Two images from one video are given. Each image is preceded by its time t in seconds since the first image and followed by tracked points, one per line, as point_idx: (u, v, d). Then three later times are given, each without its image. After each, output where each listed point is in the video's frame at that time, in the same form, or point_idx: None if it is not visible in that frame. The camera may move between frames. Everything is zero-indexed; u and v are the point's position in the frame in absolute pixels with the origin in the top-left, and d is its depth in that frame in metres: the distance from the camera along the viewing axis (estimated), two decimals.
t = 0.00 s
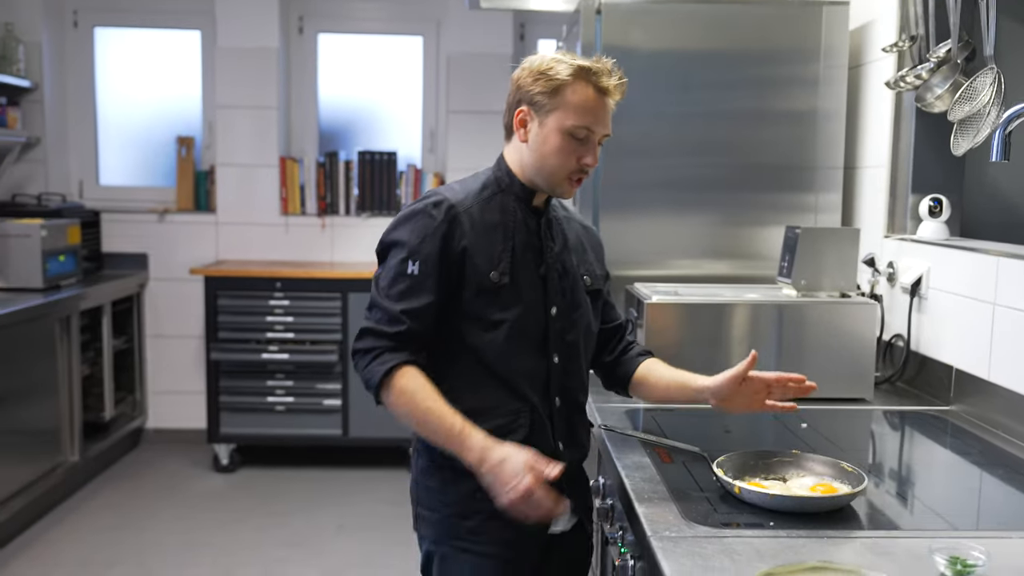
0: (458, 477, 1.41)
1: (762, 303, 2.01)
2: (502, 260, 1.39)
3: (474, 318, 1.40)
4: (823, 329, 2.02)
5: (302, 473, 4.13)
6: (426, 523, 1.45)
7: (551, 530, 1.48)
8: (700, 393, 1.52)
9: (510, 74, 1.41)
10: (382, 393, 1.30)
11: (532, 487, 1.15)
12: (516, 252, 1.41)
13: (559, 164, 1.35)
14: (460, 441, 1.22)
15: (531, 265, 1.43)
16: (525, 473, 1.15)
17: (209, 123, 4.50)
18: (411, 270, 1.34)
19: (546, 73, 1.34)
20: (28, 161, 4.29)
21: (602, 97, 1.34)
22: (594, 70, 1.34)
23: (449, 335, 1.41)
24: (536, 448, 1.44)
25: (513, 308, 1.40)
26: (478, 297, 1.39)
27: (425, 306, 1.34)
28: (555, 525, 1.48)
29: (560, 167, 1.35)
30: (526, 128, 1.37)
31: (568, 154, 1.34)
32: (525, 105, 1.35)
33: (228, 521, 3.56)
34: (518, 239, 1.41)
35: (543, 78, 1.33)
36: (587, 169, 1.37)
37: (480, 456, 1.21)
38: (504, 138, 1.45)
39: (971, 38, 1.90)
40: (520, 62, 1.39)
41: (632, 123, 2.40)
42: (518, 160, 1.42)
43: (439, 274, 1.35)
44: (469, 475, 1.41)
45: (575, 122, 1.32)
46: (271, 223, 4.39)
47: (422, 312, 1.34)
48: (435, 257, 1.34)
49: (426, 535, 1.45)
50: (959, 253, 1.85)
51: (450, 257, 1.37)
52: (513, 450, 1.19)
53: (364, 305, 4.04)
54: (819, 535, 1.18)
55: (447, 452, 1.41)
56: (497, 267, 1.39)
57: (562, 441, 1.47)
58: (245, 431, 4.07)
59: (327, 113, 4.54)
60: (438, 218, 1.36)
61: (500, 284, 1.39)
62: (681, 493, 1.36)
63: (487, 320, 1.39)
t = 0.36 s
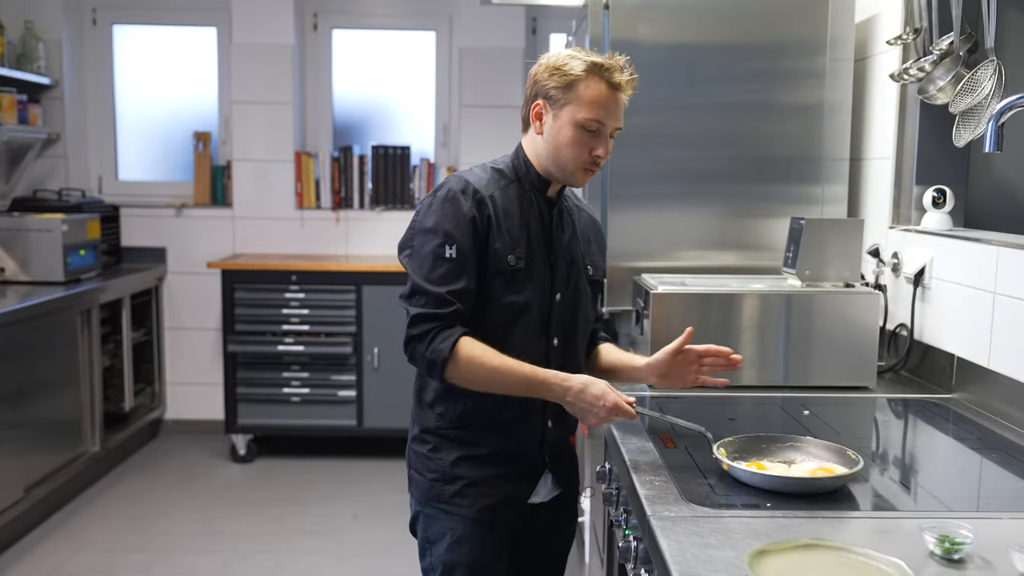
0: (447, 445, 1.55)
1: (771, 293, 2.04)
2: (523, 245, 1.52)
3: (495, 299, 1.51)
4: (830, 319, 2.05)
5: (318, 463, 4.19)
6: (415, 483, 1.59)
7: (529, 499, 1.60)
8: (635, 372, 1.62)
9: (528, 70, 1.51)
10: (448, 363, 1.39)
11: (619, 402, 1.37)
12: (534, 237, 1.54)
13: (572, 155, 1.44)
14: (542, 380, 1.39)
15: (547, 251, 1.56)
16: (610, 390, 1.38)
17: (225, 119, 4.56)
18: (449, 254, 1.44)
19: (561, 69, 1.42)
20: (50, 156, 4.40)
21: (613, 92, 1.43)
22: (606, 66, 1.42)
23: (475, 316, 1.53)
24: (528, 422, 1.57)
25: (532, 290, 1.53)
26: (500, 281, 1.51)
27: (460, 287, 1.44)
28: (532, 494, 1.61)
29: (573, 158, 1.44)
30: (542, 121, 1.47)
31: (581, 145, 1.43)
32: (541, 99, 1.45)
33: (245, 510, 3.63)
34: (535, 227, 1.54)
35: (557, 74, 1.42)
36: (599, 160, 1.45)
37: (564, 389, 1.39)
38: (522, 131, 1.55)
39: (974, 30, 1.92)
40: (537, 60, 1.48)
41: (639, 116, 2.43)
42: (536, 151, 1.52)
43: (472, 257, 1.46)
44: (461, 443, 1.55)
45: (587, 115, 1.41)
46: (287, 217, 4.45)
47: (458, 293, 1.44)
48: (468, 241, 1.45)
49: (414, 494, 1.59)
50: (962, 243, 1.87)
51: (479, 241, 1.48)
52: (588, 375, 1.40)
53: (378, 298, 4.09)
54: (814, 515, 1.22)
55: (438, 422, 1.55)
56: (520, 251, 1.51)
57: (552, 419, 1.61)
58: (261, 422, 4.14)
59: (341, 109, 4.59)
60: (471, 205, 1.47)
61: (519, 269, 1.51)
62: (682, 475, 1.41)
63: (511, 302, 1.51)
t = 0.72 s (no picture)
0: (447, 446, 1.56)
1: (769, 293, 2.07)
2: (521, 250, 1.54)
3: (492, 302, 1.54)
4: (827, 318, 2.08)
5: (318, 458, 4.22)
6: (411, 482, 1.59)
7: (521, 495, 1.65)
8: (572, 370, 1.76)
9: (531, 72, 1.53)
10: (441, 361, 1.43)
11: (603, 395, 1.42)
12: (529, 241, 1.56)
13: (571, 159, 1.47)
14: (530, 374, 1.44)
15: (540, 255, 1.59)
16: (594, 384, 1.42)
17: (229, 115, 4.59)
18: (445, 257, 1.45)
19: (563, 74, 1.44)
20: (55, 151, 4.43)
21: (614, 98, 1.45)
22: (609, 73, 1.45)
23: (471, 316, 1.55)
24: (526, 421, 1.61)
25: (525, 293, 1.56)
26: (500, 285, 1.53)
27: (457, 290, 1.47)
28: (525, 489, 1.65)
29: (572, 161, 1.47)
30: (542, 124, 1.49)
31: (580, 149, 1.46)
32: (543, 102, 1.47)
33: (246, 504, 3.65)
34: (530, 232, 1.57)
35: (560, 78, 1.44)
36: (597, 164, 1.49)
37: (551, 382, 1.44)
38: (521, 130, 1.57)
39: (971, 34, 1.94)
40: (539, 62, 1.50)
41: (640, 116, 2.46)
42: (534, 152, 1.54)
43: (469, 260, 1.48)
44: (460, 444, 1.56)
45: (587, 120, 1.44)
46: (289, 214, 4.48)
47: (455, 296, 1.46)
48: (467, 245, 1.47)
49: (410, 493, 1.59)
50: (958, 244, 1.89)
51: (479, 244, 1.50)
52: (574, 369, 1.45)
53: (380, 295, 4.12)
54: (805, 511, 1.24)
55: (438, 423, 1.56)
56: (516, 256, 1.53)
57: (546, 414, 1.66)
58: (262, 417, 4.16)
59: (344, 106, 4.62)
60: (471, 208, 1.48)
61: (518, 273, 1.54)
62: (677, 471, 1.43)
63: (503, 305, 1.54)
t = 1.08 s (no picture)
0: (444, 458, 1.57)
1: (768, 290, 2.08)
2: (511, 253, 1.54)
3: (492, 308, 1.54)
4: (826, 316, 2.09)
5: (319, 458, 4.23)
6: (405, 495, 1.59)
7: (518, 500, 1.65)
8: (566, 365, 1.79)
9: (510, 66, 1.51)
10: (441, 371, 1.44)
11: (601, 397, 1.46)
12: (519, 244, 1.57)
13: (558, 157, 1.49)
14: (530, 381, 1.47)
15: (530, 257, 1.59)
16: (592, 386, 1.46)
17: (229, 115, 4.59)
18: (441, 268, 1.43)
19: (548, 71, 1.44)
20: (55, 151, 4.41)
21: (599, 95, 1.47)
22: (594, 70, 1.46)
23: (468, 323, 1.55)
24: (521, 426, 1.63)
25: (518, 297, 1.56)
26: (498, 292, 1.53)
27: (456, 302, 1.45)
28: (521, 494, 1.65)
29: (560, 160, 1.49)
30: (526, 123, 1.49)
31: (568, 149, 1.48)
32: (528, 101, 1.47)
33: (246, 503, 3.66)
34: (519, 235, 1.57)
35: (546, 76, 1.44)
36: (583, 162, 1.51)
37: (550, 388, 1.47)
38: (501, 126, 1.56)
39: (969, 34, 1.95)
40: (520, 57, 1.49)
41: (640, 116, 2.47)
42: (517, 150, 1.55)
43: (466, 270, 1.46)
44: (456, 454, 1.57)
45: (575, 120, 1.45)
46: (290, 213, 4.48)
47: (453, 308, 1.45)
48: (464, 254, 1.45)
49: (404, 506, 1.59)
50: (957, 243, 1.90)
51: (473, 252, 1.49)
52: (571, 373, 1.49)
53: (380, 294, 4.13)
54: (806, 507, 1.25)
55: (435, 435, 1.56)
56: (507, 260, 1.53)
57: (538, 416, 1.68)
58: (263, 416, 4.17)
59: (344, 106, 4.62)
60: (465, 216, 1.46)
61: (513, 276, 1.55)
62: (680, 467, 1.44)
63: (495, 309, 1.54)
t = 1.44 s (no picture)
0: (427, 473, 1.56)
1: (747, 292, 2.09)
2: (494, 264, 1.55)
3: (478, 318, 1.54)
4: (803, 318, 2.10)
5: (297, 461, 4.20)
6: (387, 512, 1.57)
7: (495, 505, 1.66)
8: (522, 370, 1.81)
9: (491, 66, 1.51)
10: (439, 386, 1.43)
11: (602, 408, 1.46)
12: (500, 255, 1.58)
13: (538, 159, 1.49)
14: (528, 393, 1.47)
15: (508, 267, 1.60)
16: (592, 396, 1.47)
17: (206, 116, 4.55)
18: (433, 280, 1.42)
19: (531, 73, 1.44)
20: (29, 151, 4.36)
21: (582, 99, 1.47)
22: (578, 74, 1.46)
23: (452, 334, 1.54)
24: (498, 435, 1.64)
25: (500, 308, 1.57)
26: (484, 302, 1.53)
27: (448, 315, 1.44)
28: (497, 500, 1.66)
29: (540, 164, 1.49)
30: (507, 125, 1.49)
31: (548, 153, 1.48)
32: (509, 103, 1.47)
33: (224, 506, 3.62)
34: (500, 245, 1.58)
35: (528, 79, 1.44)
36: (562, 166, 1.52)
37: (549, 401, 1.47)
38: (480, 128, 1.56)
39: (945, 39, 1.98)
40: (502, 57, 1.49)
41: (621, 118, 2.48)
42: (496, 152, 1.55)
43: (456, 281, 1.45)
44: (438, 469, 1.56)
45: (558, 124, 1.45)
46: (268, 215, 4.45)
47: (445, 321, 1.44)
48: (455, 265, 1.44)
49: (386, 522, 1.57)
50: (933, 245, 1.93)
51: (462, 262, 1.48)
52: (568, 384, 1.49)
53: (359, 296, 4.11)
54: (786, 506, 1.26)
55: (419, 451, 1.55)
56: (491, 270, 1.54)
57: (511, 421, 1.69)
58: (240, 419, 4.14)
59: (323, 107, 4.60)
60: (456, 226, 1.45)
61: (498, 285, 1.56)
62: (661, 468, 1.45)
63: (478, 320, 1.54)
